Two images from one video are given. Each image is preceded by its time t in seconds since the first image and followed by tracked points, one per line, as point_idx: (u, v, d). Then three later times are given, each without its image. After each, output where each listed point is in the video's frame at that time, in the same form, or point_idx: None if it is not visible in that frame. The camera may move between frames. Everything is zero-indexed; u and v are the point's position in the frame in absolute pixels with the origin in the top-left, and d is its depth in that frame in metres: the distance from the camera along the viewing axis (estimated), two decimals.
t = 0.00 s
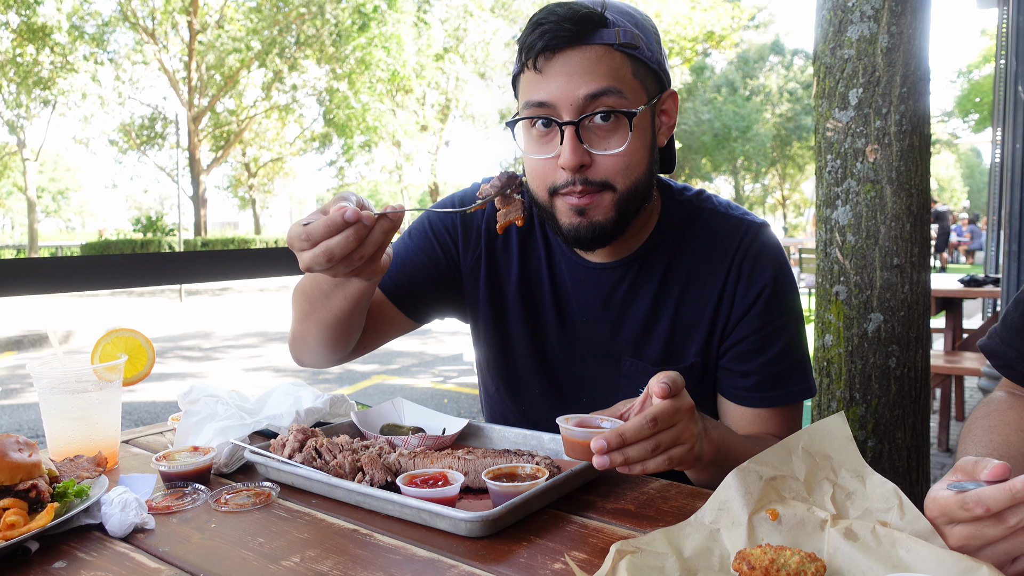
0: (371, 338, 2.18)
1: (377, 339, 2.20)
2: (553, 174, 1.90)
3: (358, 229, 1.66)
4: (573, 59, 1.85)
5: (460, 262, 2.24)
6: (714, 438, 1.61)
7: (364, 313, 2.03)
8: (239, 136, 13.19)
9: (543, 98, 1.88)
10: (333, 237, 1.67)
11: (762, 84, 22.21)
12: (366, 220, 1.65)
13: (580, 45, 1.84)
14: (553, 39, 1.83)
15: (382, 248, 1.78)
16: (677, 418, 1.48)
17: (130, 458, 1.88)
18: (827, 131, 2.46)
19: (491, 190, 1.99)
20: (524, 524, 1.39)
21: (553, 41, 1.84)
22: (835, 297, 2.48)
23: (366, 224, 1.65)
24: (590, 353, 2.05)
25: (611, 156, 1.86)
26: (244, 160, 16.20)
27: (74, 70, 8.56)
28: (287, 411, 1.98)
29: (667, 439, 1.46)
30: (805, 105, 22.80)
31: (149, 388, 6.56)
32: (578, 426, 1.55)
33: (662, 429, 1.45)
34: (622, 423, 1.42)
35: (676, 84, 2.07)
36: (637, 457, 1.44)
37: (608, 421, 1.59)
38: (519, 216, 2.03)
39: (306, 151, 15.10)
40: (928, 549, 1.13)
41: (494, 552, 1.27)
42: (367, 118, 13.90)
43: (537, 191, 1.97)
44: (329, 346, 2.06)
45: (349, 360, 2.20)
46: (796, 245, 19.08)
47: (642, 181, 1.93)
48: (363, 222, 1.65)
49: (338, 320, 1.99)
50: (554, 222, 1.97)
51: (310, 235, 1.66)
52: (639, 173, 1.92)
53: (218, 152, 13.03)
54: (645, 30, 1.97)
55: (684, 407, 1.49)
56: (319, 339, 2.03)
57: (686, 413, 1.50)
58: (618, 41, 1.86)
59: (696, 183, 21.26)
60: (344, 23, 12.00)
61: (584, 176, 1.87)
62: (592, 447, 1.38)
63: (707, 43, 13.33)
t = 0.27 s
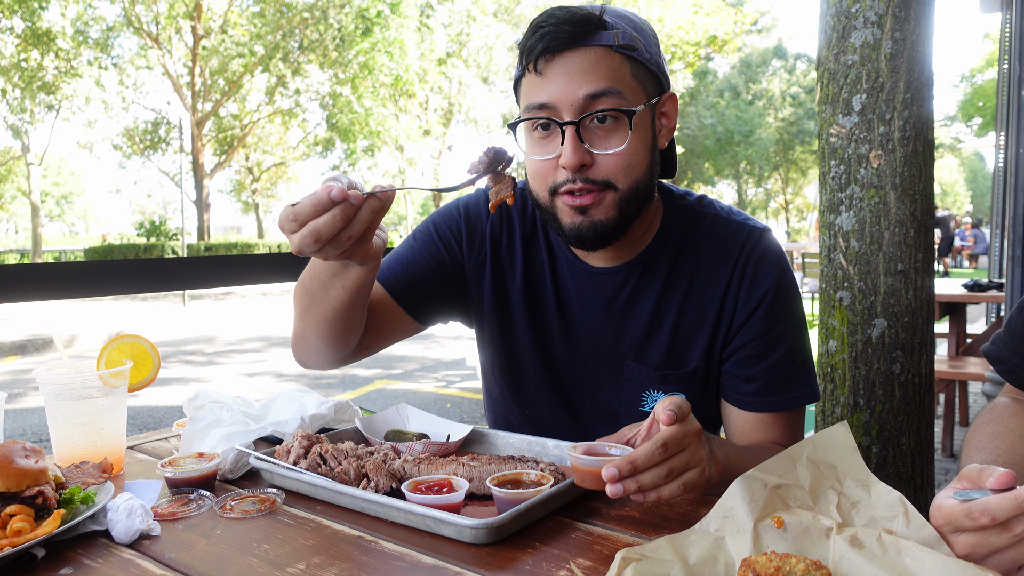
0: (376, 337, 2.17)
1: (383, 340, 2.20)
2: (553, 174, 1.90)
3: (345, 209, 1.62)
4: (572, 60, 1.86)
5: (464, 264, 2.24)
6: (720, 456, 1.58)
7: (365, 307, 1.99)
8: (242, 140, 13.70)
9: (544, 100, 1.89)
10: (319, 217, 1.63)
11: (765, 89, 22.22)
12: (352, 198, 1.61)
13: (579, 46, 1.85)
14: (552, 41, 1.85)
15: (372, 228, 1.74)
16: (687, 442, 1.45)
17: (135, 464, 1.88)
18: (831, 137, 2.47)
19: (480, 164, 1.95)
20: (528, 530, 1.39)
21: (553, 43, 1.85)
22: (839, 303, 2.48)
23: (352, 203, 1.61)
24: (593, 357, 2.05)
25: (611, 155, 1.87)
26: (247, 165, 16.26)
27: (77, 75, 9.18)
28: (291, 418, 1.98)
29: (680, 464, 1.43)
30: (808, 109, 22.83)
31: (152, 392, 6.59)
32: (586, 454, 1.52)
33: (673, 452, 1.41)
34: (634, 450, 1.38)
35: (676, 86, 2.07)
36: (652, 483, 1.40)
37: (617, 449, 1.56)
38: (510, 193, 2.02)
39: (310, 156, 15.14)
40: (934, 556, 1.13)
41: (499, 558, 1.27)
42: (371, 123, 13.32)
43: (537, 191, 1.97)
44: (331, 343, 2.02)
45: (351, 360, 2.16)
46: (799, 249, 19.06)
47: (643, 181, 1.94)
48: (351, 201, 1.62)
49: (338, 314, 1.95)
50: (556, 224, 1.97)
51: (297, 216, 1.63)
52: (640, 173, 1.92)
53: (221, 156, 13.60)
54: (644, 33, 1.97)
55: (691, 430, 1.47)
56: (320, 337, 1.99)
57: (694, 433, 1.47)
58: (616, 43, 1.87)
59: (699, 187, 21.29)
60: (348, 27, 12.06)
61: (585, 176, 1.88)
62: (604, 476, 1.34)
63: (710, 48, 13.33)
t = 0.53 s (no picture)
0: (380, 333, 2.16)
1: (388, 336, 2.19)
2: (557, 173, 1.90)
3: (335, 188, 1.62)
4: (578, 59, 1.86)
5: (469, 263, 2.24)
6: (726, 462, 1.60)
7: (366, 297, 1.97)
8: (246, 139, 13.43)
9: (549, 99, 1.89)
10: (310, 196, 1.63)
11: (769, 90, 22.20)
12: (340, 177, 1.61)
13: (584, 45, 1.85)
14: (558, 39, 1.85)
15: (364, 209, 1.73)
16: (694, 453, 1.46)
17: (140, 464, 1.89)
18: (836, 139, 2.46)
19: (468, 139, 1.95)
20: (533, 532, 1.39)
21: (558, 42, 1.85)
22: (844, 305, 2.47)
23: (340, 180, 1.61)
24: (597, 356, 2.05)
25: (615, 154, 1.87)
26: (250, 165, 16.29)
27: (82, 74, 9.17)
28: (296, 418, 1.98)
29: (690, 475, 1.44)
30: (811, 110, 22.78)
31: (155, 392, 6.59)
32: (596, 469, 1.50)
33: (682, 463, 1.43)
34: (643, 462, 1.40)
35: (680, 87, 2.07)
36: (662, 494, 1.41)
37: (624, 461, 1.54)
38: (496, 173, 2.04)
39: (313, 157, 15.15)
40: (939, 559, 1.12)
41: (504, 560, 1.27)
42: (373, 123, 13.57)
43: (541, 189, 1.97)
44: (334, 336, 2.00)
45: (355, 357, 2.14)
46: (803, 250, 19.01)
47: (647, 180, 1.93)
48: (341, 180, 1.62)
49: (339, 303, 1.93)
50: (560, 223, 1.97)
51: (289, 197, 1.62)
52: (644, 173, 1.93)
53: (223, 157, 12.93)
54: (649, 34, 1.97)
55: (699, 441, 1.48)
56: (323, 329, 1.98)
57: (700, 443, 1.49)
58: (621, 42, 1.87)
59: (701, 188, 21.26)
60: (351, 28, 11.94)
61: (589, 174, 1.88)
62: (615, 489, 1.36)
63: (714, 50, 13.32)
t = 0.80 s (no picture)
0: (380, 329, 2.16)
1: (388, 333, 2.19)
2: (556, 171, 1.90)
3: (330, 177, 1.59)
4: (578, 59, 1.87)
5: (469, 261, 2.25)
6: (724, 471, 1.57)
7: (364, 289, 1.97)
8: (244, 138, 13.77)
9: (549, 98, 1.89)
10: (305, 185, 1.61)
11: (768, 92, 22.23)
12: (334, 166, 1.59)
13: (584, 45, 1.86)
14: (558, 39, 1.85)
15: (359, 198, 1.72)
16: (693, 468, 1.42)
17: (138, 462, 1.89)
18: (834, 141, 2.47)
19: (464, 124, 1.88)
20: (529, 532, 1.39)
21: (558, 42, 1.85)
22: (840, 307, 2.48)
23: (335, 170, 1.59)
24: (595, 356, 2.05)
25: (613, 153, 1.87)
26: (249, 164, 16.33)
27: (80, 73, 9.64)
28: (294, 418, 1.98)
29: (689, 491, 1.40)
30: (810, 112, 22.84)
31: (152, 391, 6.60)
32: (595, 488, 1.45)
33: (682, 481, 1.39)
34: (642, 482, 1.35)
35: (679, 89, 2.07)
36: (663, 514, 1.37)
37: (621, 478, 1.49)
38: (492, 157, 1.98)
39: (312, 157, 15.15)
40: (932, 560, 1.13)
41: (500, 560, 1.28)
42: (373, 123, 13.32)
43: (541, 188, 1.98)
44: (334, 331, 1.99)
45: (354, 353, 2.14)
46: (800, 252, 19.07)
47: (645, 180, 1.94)
48: (336, 170, 1.59)
49: (337, 296, 1.93)
50: (559, 223, 1.98)
51: (283, 186, 1.60)
52: (642, 172, 1.93)
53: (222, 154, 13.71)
54: (649, 35, 1.98)
55: (697, 455, 1.44)
56: (322, 324, 1.97)
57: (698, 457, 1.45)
58: (621, 43, 1.88)
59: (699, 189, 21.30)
60: (351, 27, 11.93)
61: (587, 172, 1.88)
62: (614, 512, 1.31)
63: (713, 51, 13.34)
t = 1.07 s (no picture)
0: (378, 332, 2.16)
1: (385, 335, 2.19)
2: (550, 176, 1.91)
3: (316, 172, 1.59)
4: (570, 64, 1.88)
5: (466, 262, 2.25)
6: (720, 474, 1.56)
7: (358, 288, 1.97)
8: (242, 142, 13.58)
9: (542, 103, 1.89)
10: (292, 181, 1.61)
11: (765, 93, 22.28)
12: (319, 161, 1.59)
13: (576, 50, 1.87)
14: (550, 45, 1.87)
15: (346, 192, 1.71)
16: (689, 472, 1.42)
17: (135, 466, 1.89)
18: (829, 143, 2.48)
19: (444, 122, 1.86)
20: (527, 533, 1.40)
21: (550, 47, 1.87)
22: (837, 308, 2.49)
23: (320, 164, 1.59)
24: (592, 356, 2.06)
25: (606, 157, 1.88)
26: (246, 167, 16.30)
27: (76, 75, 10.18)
28: (292, 420, 1.98)
29: (684, 494, 1.40)
30: (807, 114, 22.85)
31: (150, 394, 6.61)
32: (592, 491, 1.45)
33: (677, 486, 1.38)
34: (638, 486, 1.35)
35: (673, 91, 2.07)
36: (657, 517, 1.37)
37: (619, 480, 1.50)
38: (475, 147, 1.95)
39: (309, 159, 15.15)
40: (928, 559, 1.14)
41: (497, 562, 1.28)
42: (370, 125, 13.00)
43: (536, 193, 1.98)
44: (331, 331, 1.99)
45: (352, 355, 2.13)
46: (798, 253, 19.05)
47: (638, 183, 1.94)
48: (322, 165, 1.60)
49: (331, 296, 1.93)
50: (554, 226, 1.99)
51: (271, 182, 1.60)
52: (636, 175, 1.93)
53: (220, 158, 13.68)
54: (642, 39, 1.98)
55: (694, 458, 1.43)
56: (318, 324, 1.97)
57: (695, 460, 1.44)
58: (613, 47, 1.88)
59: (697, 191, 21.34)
60: (348, 29, 12.19)
61: (581, 177, 1.89)
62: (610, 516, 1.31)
63: (709, 53, 13.36)
